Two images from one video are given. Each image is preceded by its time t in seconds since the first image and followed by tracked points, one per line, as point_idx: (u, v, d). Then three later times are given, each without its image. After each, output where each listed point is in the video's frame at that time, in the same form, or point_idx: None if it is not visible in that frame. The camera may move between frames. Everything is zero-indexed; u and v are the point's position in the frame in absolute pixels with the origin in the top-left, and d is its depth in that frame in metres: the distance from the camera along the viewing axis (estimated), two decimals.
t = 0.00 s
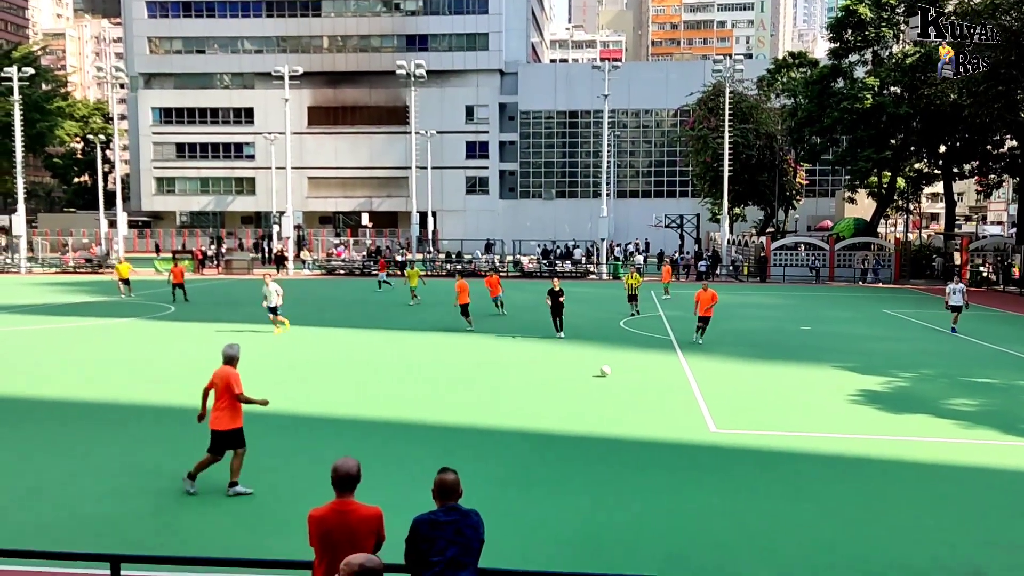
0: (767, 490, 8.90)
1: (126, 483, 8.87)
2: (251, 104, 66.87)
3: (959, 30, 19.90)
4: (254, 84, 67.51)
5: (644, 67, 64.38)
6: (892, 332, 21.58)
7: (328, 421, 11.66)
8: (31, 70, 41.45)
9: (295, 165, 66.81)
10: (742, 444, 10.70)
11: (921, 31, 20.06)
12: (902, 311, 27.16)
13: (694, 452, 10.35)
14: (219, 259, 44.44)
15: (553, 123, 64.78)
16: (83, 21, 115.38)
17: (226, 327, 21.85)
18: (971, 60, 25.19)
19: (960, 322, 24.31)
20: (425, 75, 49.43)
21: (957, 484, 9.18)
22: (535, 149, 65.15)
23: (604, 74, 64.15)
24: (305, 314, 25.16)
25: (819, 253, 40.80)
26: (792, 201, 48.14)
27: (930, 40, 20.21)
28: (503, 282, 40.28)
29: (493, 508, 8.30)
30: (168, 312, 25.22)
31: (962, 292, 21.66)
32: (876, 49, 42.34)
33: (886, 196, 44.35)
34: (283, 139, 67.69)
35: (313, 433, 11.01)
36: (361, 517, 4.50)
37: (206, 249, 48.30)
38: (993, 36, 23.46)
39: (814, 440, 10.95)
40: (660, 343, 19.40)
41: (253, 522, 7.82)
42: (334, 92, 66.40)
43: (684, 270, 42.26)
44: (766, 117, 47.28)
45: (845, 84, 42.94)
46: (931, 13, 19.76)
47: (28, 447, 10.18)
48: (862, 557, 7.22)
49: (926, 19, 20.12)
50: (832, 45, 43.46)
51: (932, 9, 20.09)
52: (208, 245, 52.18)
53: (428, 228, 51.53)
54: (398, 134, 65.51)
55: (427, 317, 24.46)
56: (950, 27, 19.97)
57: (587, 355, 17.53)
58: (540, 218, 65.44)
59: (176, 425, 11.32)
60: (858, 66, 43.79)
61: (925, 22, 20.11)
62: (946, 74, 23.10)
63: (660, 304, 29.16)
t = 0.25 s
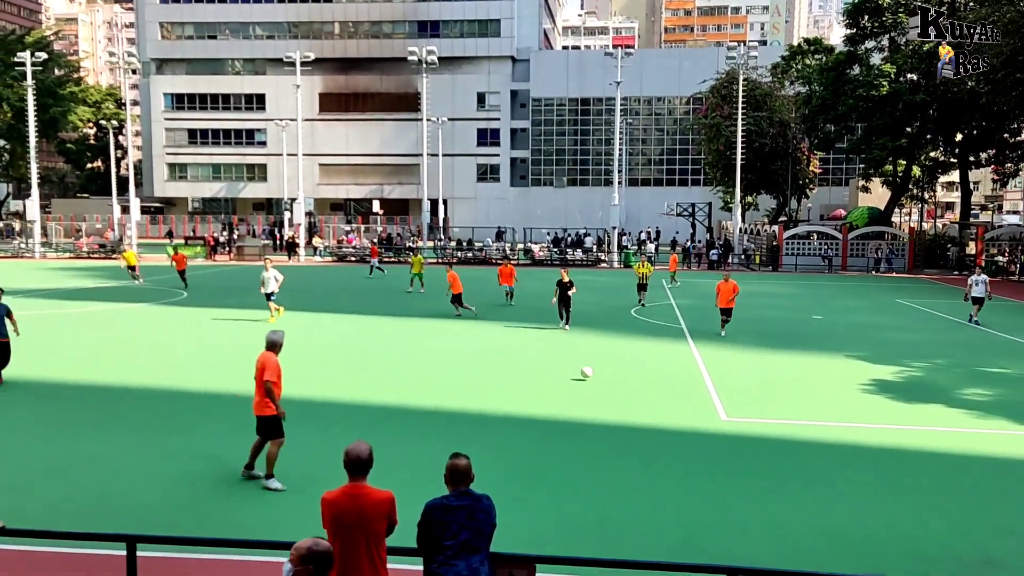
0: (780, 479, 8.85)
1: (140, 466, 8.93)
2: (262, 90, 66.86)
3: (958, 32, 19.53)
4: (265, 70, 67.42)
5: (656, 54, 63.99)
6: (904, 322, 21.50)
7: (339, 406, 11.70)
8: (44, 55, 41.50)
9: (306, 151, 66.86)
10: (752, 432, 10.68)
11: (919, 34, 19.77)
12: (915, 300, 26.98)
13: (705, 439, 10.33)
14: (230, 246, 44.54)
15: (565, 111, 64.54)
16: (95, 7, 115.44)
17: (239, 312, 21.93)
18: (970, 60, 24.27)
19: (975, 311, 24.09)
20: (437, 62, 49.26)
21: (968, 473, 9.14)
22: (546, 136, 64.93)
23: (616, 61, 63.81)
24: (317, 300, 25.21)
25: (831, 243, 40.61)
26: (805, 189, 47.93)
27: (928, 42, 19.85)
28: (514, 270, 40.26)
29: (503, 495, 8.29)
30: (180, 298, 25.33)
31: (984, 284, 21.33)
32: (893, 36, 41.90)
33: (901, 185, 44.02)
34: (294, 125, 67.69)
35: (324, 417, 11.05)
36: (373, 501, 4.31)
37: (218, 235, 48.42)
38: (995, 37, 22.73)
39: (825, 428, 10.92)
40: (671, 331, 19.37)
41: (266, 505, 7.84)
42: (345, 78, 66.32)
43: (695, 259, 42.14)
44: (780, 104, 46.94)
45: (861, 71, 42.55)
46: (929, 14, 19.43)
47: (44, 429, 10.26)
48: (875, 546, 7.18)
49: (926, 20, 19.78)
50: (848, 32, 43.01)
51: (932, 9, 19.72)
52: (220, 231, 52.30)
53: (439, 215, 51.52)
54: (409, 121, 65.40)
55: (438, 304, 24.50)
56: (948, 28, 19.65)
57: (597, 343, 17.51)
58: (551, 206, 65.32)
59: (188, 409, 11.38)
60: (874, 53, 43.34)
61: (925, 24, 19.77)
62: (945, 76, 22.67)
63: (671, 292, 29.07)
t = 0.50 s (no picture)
0: (791, 469, 8.83)
1: (153, 450, 9.03)
2: (274, 78, 66.91)
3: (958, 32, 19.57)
4: (277, 58, 67.39)
5: (668, 42, 63.66)
6: (916, 312, 21.41)
7: (350, 393, 11.76)
8: (58, 43, 41.66)
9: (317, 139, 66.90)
10: (763, 422, 10.66)
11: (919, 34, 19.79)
12: (927, 291, 26.84)
13: (715, 429, 10.33)
14: (242, 234, 44.68)
15: (576, 99, 64.35)
16: None
17: (251, 300, 22.03)
18: (976, 54, 24.53)
19: (988, 302, 23.94)
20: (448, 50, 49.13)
21: (980, 464, 9.10)
22: (558, 125, 64.75)
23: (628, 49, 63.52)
24: (328, 289, 25.30)
25: (844, 232, 40.41)
26: (818, 178, 47.66)
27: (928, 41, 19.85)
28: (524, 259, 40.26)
29: (514, 482, 8.31)
30: (193, 285, 25.47)
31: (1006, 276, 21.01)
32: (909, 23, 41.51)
33: (915, 174, 43.71)
34: (305, 114, 67.71)
35: (336, 404, 11.11)
36: (384, 487, 4.32)
37: (230, 223, 48.57)
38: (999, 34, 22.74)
39: (836, 418, 10.90)
40: (682, 321, 19.36)
41: (278, 490, 7.89)
42: (357, 67, 66.31)
43: (706, 249, 42.02)
44: (793, 93, 46.64)
45: (876, 59, 42.19)
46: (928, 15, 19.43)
47: (60, 414, 10.38)
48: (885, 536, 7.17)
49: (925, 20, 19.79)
50: (863, 20, 42.63)
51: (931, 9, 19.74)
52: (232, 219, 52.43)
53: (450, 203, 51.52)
54: (420, 109, 65.32)
55: (449, 293, 24.53)
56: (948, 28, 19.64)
57: (608, 332, 17.52)
58: (562, 194, 65.20)
59: (201, 395, 11.47)
60: (889, 41, 42.93)
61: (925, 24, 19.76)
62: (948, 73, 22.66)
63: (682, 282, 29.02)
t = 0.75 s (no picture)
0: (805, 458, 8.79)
1: (167, 436, 9.07)
2: (287, 66, 66.88)
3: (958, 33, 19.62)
4: (290, 46, 67.30)
5: (683, 28, 63.23)
6: (931, 301, 21.27)
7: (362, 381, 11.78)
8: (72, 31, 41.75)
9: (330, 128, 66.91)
10: (776, 411, 10.62)
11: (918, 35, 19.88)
12: (943, 280, 26.64)
13: (728, 417, 10.29)
14: (255, 222, 44.77)
15: (590, 87, 64.09)
16: None
17: (264, 288, 22.07)
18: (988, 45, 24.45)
19: (1005, 291, 23.74)
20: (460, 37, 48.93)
21: (996, 454, 9.02)
22: (571, 113, 64.49)
23: (642, 35, 63.12)
24: (341, 277, 25.35)
25: (859, 221, 40.13)
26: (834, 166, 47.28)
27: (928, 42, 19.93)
28: (536, 247, 40.19)
29: (527, 470, 8.31)
30: (206, 273, 25.55)
31: None
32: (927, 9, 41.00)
33: (933, 162, 43.31)
34: (318, 102, 67.70)
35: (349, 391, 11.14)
36: (397, 474, 4.28)
37: (243, 210, 48.66)
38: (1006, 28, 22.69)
39: (850, 408, 10.84)
40: (694, 310, 19.29)
41: (292, 477, 7.92)
42: (369, 55, 66.25)
43: (720, 237, 41.82)
44: (809, 80, 46.24)
45: (893, 45, 41.71)
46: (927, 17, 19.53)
47: (75, 401, 10.42)
48: (899, 526, 7.13)
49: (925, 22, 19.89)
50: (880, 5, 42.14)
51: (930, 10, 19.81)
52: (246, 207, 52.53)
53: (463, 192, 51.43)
54: (433, 97, 65.18)
55: (461, 282, 24.52)
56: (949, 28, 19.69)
57: (620, 321, 17.47)
58: (575, 182, 65.02)
59: (215, 382, 11.51)
60: (907, 27, 42.40)
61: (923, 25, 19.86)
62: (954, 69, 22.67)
63: (695, 271, 28.90)
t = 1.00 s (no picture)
0: (817, 449, 8.77)
1: (181, 425, 9.14)
2: (299, 57, 66.92)
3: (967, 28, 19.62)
4: (301, 37, 67.31)
5: (695, 18, 62.92)
6: (945, 292, 21.16)
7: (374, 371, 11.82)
8: (85, 22, 41.92)
9: (342, 119, 66.97)
10: (788, 402, 10.59)
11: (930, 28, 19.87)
12: (957, 271, 26.50)
13: (741, 408, 10.27)
14: (267, 213, 44.91)
15: (601, 77, 63.90)
16: None
17: (277, 279, 22.16)
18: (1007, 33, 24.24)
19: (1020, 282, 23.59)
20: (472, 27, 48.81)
21: (1009, 446, 8.97)
22: (583, 103, 64.31)
23: (654, 25, 62.85)
24: (353, 268, 25.42)
25: (873, 211, 39.93)
26: (846, 156, 46.88)
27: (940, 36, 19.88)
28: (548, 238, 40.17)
29: (538, 460, 8.33)
30: (218, 264, 25.66)
31: None
32: None
33: (947, 152, 42.98)
34: (330, 93, 67.75)
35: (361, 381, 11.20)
36: (409, 463, 4.29)
37: (255, 201, 48.81)
38: None
39: (863, 399, 10.81)
40: (706, 300, 19.26)
41: (304, 466, 7.97)
42: (381, 45, 66.24)
43: (732, 228, 41.68)
44: (822, 69, 45.92)
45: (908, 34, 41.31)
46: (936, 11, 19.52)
47: (89, 390, 10.52)
48: (912, 517, 7.11)
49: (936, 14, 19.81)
50: None
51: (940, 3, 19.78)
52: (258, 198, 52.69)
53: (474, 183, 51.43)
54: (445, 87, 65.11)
55: (473, 273, 24.54)
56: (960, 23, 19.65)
57: (632, 312, 17.45)
58: (587, 173, 64.91)
59: (228, 372, 11.58)
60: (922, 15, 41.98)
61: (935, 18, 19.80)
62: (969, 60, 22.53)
63: (706, 262, 28.84)
